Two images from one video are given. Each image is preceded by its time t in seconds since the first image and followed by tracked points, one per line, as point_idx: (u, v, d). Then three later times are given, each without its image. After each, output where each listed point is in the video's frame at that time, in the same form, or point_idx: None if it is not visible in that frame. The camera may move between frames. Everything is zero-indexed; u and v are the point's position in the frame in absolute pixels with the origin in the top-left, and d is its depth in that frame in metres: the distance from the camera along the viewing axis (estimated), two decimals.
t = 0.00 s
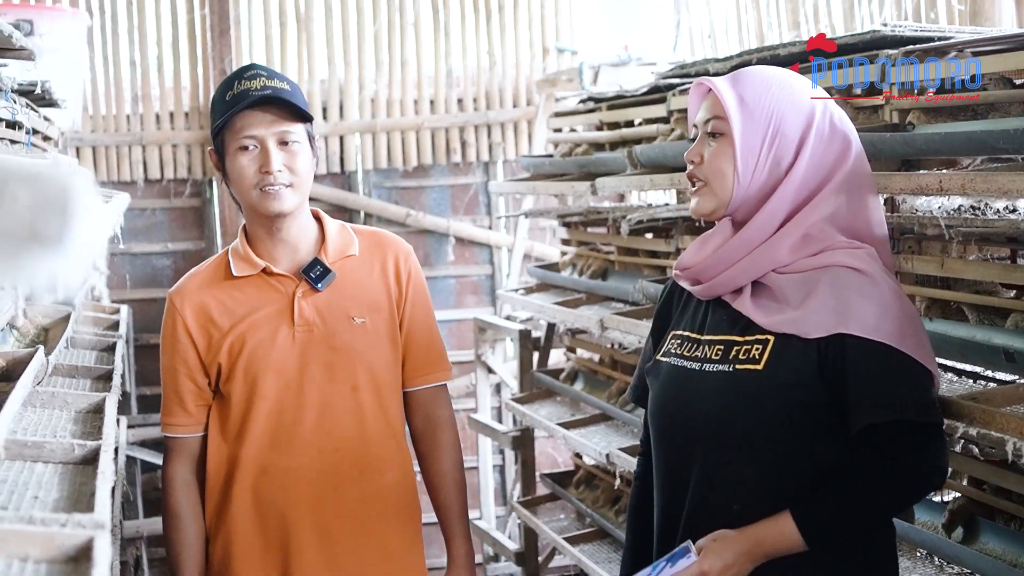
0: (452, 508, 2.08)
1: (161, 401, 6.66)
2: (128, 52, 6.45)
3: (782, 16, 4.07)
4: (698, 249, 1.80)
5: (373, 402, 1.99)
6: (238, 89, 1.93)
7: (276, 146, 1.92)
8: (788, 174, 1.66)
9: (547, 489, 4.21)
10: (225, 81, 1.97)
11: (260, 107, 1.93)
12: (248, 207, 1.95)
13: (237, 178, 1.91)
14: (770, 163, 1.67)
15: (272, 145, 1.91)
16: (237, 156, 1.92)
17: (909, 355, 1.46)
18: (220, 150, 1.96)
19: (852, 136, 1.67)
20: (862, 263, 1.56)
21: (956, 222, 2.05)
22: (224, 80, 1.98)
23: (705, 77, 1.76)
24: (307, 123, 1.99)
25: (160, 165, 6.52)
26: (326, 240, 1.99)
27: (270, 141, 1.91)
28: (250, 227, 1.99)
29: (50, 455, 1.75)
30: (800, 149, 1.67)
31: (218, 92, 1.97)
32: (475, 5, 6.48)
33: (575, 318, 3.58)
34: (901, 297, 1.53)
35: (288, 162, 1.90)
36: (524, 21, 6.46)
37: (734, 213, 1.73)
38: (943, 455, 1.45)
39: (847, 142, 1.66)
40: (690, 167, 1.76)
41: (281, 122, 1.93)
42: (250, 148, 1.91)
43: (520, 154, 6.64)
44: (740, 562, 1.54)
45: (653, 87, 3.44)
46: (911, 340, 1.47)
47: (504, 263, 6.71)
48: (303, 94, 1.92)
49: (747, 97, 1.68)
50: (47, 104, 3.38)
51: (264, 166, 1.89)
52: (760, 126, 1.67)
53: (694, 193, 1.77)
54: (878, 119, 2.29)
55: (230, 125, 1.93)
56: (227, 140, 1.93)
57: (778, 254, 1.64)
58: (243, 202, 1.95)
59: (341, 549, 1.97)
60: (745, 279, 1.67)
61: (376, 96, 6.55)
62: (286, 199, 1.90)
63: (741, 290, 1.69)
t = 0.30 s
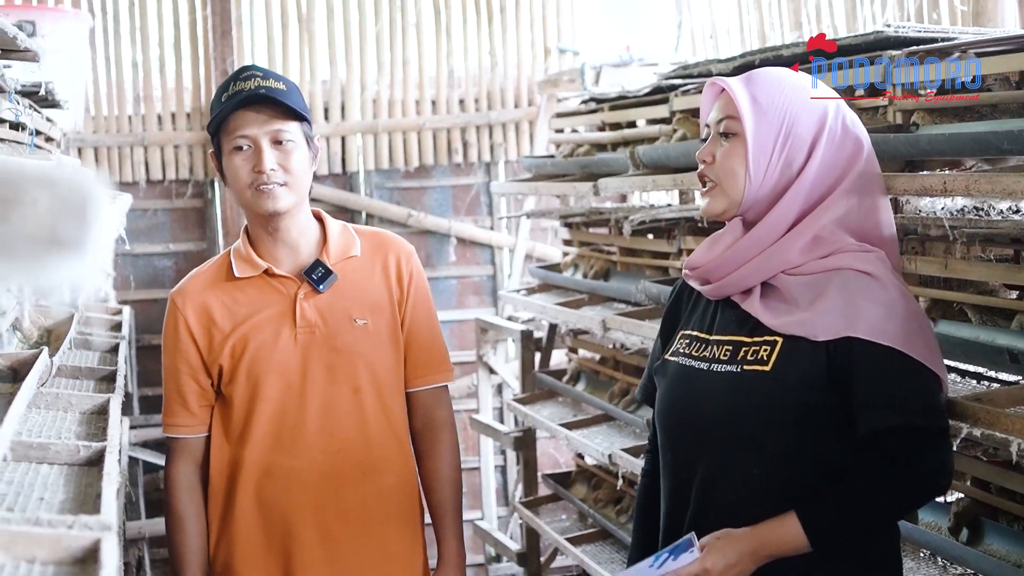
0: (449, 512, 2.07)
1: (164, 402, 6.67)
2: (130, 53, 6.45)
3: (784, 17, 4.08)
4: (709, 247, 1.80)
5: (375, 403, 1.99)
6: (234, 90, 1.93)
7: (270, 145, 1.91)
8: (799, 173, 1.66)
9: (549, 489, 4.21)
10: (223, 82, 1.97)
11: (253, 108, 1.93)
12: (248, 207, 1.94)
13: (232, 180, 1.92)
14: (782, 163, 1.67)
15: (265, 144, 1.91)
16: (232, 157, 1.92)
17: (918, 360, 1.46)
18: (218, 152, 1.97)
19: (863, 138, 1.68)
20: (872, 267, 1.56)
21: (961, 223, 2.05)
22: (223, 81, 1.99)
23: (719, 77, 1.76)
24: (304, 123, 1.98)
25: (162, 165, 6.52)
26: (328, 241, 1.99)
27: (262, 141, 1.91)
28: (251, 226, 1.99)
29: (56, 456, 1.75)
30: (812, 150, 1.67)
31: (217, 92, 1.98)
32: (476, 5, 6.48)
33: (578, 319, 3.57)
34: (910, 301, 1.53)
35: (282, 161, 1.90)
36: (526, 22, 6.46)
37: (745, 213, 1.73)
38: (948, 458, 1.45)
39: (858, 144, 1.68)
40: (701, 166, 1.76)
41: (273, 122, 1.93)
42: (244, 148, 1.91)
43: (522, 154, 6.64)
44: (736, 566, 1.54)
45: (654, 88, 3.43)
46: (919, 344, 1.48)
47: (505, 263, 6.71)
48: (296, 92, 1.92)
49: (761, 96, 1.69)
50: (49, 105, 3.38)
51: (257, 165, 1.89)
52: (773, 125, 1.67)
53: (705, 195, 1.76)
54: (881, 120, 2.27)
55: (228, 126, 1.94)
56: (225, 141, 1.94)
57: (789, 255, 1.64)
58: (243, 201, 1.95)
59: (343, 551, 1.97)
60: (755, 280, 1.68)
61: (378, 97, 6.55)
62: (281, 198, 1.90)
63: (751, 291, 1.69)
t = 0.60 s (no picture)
0: (452, 513, 2.06)
1: (163, 402, 6.67)
2: (129, 53, 6.44)
3: (784, 17, 4.08)
4: (716, 247, 1.81)
5: (376, 404, 1.98)
6: (235, 91, 1.92)
7: (271, 148, 1.91)
8: (808, 175, 1.67)
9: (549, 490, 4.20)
10: (226, 83, 1.97)
11: (254, 110, 1.92)
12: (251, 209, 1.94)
13: (233, 183, 1.92)
14: (790, 165, 1.67)
15: (265, 147, 1.91)
16: (233, 158, 1.92)
17: (922, 363, 1.46)
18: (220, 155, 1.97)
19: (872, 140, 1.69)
20: (878, 268, 1.56)
21: (963, 223, 2.05)
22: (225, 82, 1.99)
23: (727, 79, 1.76)
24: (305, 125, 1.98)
25: (161, 165, 6.51)
26: (331, 242, 1.99)
27: (262, 144, 1.91)
28: (254, 227, 1.99)
29: (56, 457, 1.75)
30: (820, 152, 1.68)
31: (219, 94, 1.97)
32: (476, 5, 6.47)
33: (577, 319, 3.57)
34: (916, 304, 1.53)
35: (286, 163, 1.90)
36: (525, 22, 6.46)
37: (753, 214, 1.72)
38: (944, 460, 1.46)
39: (867, 146, 1.69)
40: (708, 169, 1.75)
41: (272, 124, 1.92)
42: (244, 151, 1.92)
43: (521, 154, 6.64)
44: (735, 497, 1.46)
45: (654, 88, 3.43)
46: (922, 348, 1.48)
47: (505, 263, 6.71)
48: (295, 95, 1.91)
49: (770, 99, 1.69)
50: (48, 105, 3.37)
51: (257, 167, 1.89)
52: (783, 127, 1.67)
53: (711, 197, 1.75)
54: (881, 120, 2.26)
55: (229, 128, 1.93)
56: (228, 143, 1.93)
57: (796, 256, 1.64)
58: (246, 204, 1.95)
59: (344, 551, 1.97)
60: (761, 281, 1.68)
61: (377, 97, 6.55)
62: (281, 203, 1.91)
63: (758, 291, 1.69)
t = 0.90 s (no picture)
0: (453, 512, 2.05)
1: (160, 403, 6.65)
2: (127, 52, 6.43)
3: (782, 17, 4.07)
4: (717, 249, 1.80)
5: (379, 404, 1.97)
6: (234, 93, 1.91)
7: (270, 150, 1.91)
8: (811, 175, 1.66)
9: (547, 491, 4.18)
10: (225, 85, 1.96)
11: (252, 112, 1.92)
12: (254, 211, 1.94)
13: (230, 186, 1.92)
14: (793, 167, 1.66)
15: (264, 149, 1.90)
16: (231, 161, 1.92)
17: (923, 363, 1.46)
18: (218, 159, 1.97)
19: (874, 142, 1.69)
20: (879, 269, 1.56)
21: (962, 224, 2.04)
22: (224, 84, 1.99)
23: (729, 80, 1.76)
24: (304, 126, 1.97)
25: (159, 166, 6.50)
26: (332, 242, 1.98)
27: (259, 146, 1.90)
28: (254, 228, 1.99)
29: (53, 459, 1.74)
30: (822, 154, 1.68)
31: (218, 95, 1.97)
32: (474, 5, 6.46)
33: (575, 319, 3.56)
34: (917, 304, 1.52)
35: (285, 165, 1.90)
36: (523, 22, 6.45)
37: (755, 214, 1.72)
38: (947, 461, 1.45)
39: (868, 148, 1.68)
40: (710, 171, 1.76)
41: (269, 126, 1.91)
42: (242, 154, 1.91)
43: (519, 154, 6.63)
44: (762, 472, 1.45)
45: (653, 88, 3.42)
46: (924, 349, 1.47)
47: (503, 263, 6.70)
48: (290, 99, 1.91)
49: (773, 100, 1.68)
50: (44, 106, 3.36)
51: (254, 170, 1.89)
52: (786, 127, 1.66)
53: (714, 200, 1.76)
54: (880, 121, 2.25)
55: (229, 131, 1.93)
56: (228, 146, 1.92)
57: (796, 257, 1.64)
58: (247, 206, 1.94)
59: (346, 552, 1.97)
60: (762, 282, 1.67)
61: (375, 97, 6.54)
62: (280, 205, 1.90)
63: (758, 292, 1.68)
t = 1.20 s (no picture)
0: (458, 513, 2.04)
1: (158, 404, 6.63)
2: (124, 52, 6.43)
3: (781, 18, 4.07)
4: (719, 252, 1.80)
5: (383, 405, 1.97)
6: (242, 93, 1.91)
7: (280, 150, 1.90)
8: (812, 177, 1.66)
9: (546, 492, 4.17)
10: (229, 85, 1.95)
11: (260, 112, 1.91)
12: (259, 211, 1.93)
13: (237, 186, 1.91)
14: (794, 168, 1.66)
15: (273, 148, 1.90)
16: (239, 161, 1.91)
17: (930, 366, 1.46)
18: (223, 160, 1.96)
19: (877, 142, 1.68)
20: (886, 271, 1.55)
21: (964, 226, 2.05)
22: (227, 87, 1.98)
23: (728, 81, 1.75)
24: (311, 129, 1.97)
25: (157, 166, 6.50)
26: (334, 243, 1.98)
27: (268, 145, 1.90)
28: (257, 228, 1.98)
29: (53, 462, 1.73)
30: (824, 155, 1.67)
31: (222, 94, 1.96)
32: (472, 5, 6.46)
33: (575, 321, 3.55)
34: (923, 306, 1.52)
35: (295, 165, 1.90)
36: (522, 23, 6.44)
37: (757, 216, 1.71)
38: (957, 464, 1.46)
39: (871, 150, 1.67)
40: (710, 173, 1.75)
41: (278, 126, 1.91)
42: (250, 153, 1.90)
43: (518, 155, 6.62)
44: (739, 511, 1.45)
45: (653, 88, 3.41)
46: (932, 351, 1.47)
47: (501, 264, 6.69)
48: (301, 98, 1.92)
49: (774, 100, 1.68)
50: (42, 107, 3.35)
51: (265, 170, 1.88)
52: (787, 127, 1.66)
53: (715, 198, 1.74)
54: (880, 122, 2.25)
55: (234, 131, 1.92)
56: (234, 147, 1.91)
57: (802, 259, 1.64)
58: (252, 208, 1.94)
59: (352, 552, 1.95)
60: (767, 284, 1.67)
61: (373, 97, 6.55)
62: (290, 207, 1.89)
63: (763, 294, 1.68)
